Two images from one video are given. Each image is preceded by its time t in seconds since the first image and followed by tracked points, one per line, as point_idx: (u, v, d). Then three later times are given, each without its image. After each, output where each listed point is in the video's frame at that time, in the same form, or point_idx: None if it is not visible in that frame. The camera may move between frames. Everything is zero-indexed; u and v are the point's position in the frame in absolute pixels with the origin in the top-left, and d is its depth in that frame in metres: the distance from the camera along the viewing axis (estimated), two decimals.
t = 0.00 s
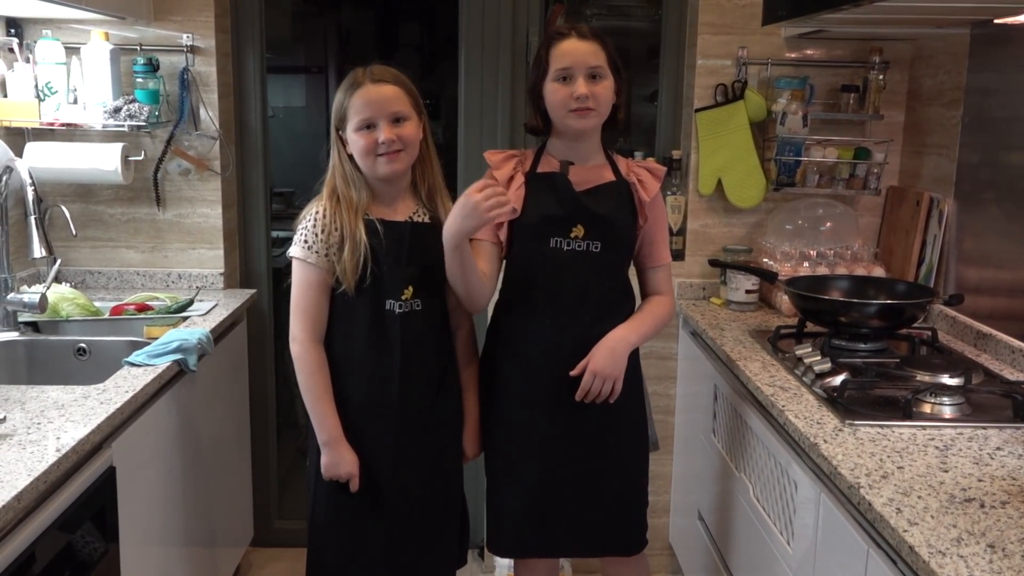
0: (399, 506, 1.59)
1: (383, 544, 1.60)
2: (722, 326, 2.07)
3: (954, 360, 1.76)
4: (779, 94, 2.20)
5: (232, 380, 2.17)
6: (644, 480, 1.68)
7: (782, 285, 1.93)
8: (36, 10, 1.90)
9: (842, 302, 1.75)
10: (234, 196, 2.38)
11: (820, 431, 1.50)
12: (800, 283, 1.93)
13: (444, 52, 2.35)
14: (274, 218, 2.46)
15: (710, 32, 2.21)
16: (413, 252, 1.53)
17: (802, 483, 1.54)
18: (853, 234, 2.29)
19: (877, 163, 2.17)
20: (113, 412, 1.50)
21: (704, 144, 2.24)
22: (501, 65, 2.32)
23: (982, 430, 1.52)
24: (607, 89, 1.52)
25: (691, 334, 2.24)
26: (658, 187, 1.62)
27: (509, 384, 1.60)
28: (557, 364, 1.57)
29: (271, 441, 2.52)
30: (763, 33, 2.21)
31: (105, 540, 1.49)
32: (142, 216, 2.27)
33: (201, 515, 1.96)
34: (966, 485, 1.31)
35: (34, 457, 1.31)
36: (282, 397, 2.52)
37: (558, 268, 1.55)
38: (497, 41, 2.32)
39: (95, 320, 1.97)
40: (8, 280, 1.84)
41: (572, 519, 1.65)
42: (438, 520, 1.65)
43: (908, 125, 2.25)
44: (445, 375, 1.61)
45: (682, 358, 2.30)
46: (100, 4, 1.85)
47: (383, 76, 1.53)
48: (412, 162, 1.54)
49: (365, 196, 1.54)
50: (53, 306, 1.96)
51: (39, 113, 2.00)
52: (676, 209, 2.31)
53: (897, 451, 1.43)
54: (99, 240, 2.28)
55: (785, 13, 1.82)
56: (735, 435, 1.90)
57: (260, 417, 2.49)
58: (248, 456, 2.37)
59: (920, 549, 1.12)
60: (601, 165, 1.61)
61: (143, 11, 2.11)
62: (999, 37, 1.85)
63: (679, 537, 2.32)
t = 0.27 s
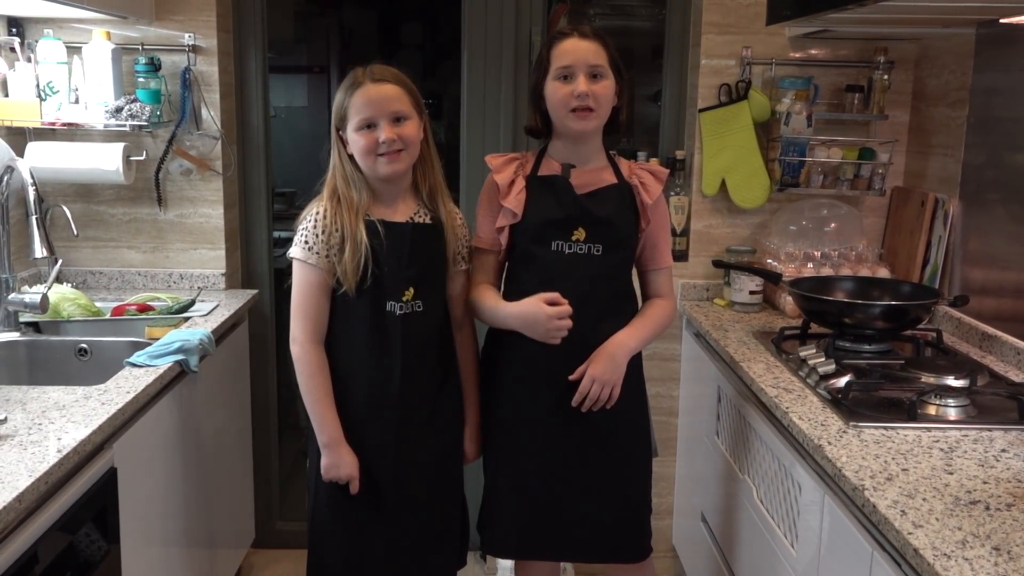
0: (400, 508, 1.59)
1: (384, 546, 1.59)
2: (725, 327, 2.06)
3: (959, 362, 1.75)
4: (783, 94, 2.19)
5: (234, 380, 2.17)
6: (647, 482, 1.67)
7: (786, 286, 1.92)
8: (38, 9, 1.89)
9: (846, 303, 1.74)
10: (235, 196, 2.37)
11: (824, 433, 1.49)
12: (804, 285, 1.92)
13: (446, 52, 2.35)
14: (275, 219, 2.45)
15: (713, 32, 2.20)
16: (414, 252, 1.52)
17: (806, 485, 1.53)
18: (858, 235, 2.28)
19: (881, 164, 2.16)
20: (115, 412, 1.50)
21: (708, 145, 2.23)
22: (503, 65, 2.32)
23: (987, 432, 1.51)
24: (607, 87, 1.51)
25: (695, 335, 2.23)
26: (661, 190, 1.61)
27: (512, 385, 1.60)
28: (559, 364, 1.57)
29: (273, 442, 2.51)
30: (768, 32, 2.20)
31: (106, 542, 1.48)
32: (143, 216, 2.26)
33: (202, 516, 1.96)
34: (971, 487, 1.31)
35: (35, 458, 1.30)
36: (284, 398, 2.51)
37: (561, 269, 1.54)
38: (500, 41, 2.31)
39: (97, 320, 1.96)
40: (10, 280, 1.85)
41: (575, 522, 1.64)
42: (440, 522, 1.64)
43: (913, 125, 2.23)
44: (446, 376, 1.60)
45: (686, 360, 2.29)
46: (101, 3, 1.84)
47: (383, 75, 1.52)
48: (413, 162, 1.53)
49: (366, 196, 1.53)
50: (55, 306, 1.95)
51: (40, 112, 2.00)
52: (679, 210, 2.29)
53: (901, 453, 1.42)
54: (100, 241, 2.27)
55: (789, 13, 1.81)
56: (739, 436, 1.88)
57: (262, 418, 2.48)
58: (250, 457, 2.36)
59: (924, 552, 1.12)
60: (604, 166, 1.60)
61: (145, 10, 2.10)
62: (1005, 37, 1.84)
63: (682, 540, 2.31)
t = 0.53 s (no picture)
0: (401, 510, 1.58)
1: (385, 549, 1.58)
2: (727, 329, 2.05)
3: (962, 362, 1.74)
4: (785, 94, 2.18)
5: (234, 382, 2.16)
6: (650, 485, 1.66)
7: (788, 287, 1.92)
8: (37, 10, 1.89)
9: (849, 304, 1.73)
10: (235, 197, 2.36)
11: (826, 434, 1.49)
12: (806, 285, 1.91)
13: (447, 52, 2.34)
14: (275, 220, 2.44)
15: (715, 31, 2.20)
16: (414, 254, 1.52)
17: (809, 487, 1.52)
18: (860, 236, 2.27)
19: (884, 164, 2.15)
20: (114, 414, 1.49)
21: (709, 145, 2.23)
22: (504, 65, 2.31)
23: (990, 433, 1.51)
24: (614, 90, 1.50)
25: (697, 336, 2.22)
26: (661, 189, 1.60)
27: (513, 387, 1.59)
28: (561, 366, 1.56)
29: (273, 444, 2.50)
30: (769, 32, 2.20)
31: (106, 545, 1.47)
32: (143, 217, 2.26)
33: (202, 519, 1.95)
34: (974, 488, 1.30)
35: (35, 461, 1.30)
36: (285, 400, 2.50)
37: (561, 270, 1.53)
38: (501, 41, 2.30)
39: (96, 323, 1.95)
40: (9, 282, 1.83)
41: (576, 525, 1.63)
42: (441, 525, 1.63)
43: (916, 124, 2.23)
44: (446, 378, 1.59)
45: (688, 361, 2.28)
46: (100, 4, 1.84)
47: (382, 76, 1.51)
48: (413, 163, 1.53)
49: (365, 196, 1.52)
50: (54, 308, 1.95)
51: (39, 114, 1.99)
52: (680, 210, 2.29)
53: (904, 454, 1.41)
54: (99, 242, 2.27)
55: (791, 12, 1.80)
56: (741, 438, 1.88)
57: (262, 420, 2.47)
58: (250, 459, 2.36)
59: (927, 553, 1.11)
60: (606, 167, 1.60)
61: (144, 11, 2.10)
62: (1007, 36, 1.83)
63: (684, 542, 2.30)
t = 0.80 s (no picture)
0: (402, 512, 1.57)
1: (384, 551, 1.58)
2: (729, 330, 2.05)
3: (965, 364, 1.73)
4: (787, 94, 2.16)
5: (233, 383, 2.15)
6: (651, 488, 1.65)
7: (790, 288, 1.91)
8: (36, 9, 1.88)
9: (851, 305, 1.72)
10: (235, 197, 2.36)
11: (829, 436, 1.48)
12: (808, 286, 1.90)
13: (448, 52, 2.33)
14: (275, 220, 2.43)
15: (717, 31, 2.19)
16: (413, 254, 1.51)
17: (811, 488, 1.51)
18: (862, 237, 2.26)
19: (886, 165, 2.14)
20: (113, 415, 1.48)
21: (711, 146, 2.21)
22: (505, 65, 2.30)
23: (993, 435, 1.50)
24: (610, 98, 1.49)
25: (698, 337, 2.21)
26: (662, 190, 1.59)
27: (515, 389, 1.58)
28: (562, 367, 1.55)
29: (273, 445, 2.50)
30: (772, 32, 2.19)
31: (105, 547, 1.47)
32: (142, 217, 2.25)
33: (201, 520, 1.94)
34: (976, 490, 1.29)
35: (33, 461, 1.29)
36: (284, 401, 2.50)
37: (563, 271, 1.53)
38: (502, 40, 2.29)
39: (95, 323, 1.94)
40: (8, 283, 1.82)
41: (577, 528, 1.62)
42: (442, 527, 1.63)
43: (918, 125, 2.22)
44: (447, 379, 1.59)
45: (689, 362, 2.28)
46: (99, 3, 1.83)
47: (382, 75, 1.50)
48: (412, 163, 1.52)
49: (363, 197, 1.52)
50: (52, 308, 1.94)
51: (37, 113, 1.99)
52: (681, 211, 2.28)
53: (906, 455, 1.40)
54: (98, 242, 2.26)
55: (793, 12, 1.79)
56: (743, 440, 1.87)
57: (262, 421, 2.47)
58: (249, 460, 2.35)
59: (929, 556, 1.10)
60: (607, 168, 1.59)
61: (144, 10, 2.09)
62: (1011, 36, 1.83)
63: (686, 543, 2.30)
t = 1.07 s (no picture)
0: (403, 514, 1.57)
1: (386, 553, 1.57)
2: (732, 331, 2.04)
3: (968, 365, 1.72)
4: (790, 94, 2.16)
5: (234, 384, 2.15)
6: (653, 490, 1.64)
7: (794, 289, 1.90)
8: (36, 9, 1.88)
9: (855, 305, 1.71)
10: (235, 198, 2.35)
11: (831, 437, 1.47)
12: (811, 287, 1.90)
13: (449, 52, 2.32)
14: (275, 221, 2.43)
15: (719, 31, 2.18)
16: (412, 255, 1.51)
17: (813, 490, 1.50)
18: (865, 237, 2.26)
19: (889, 165, 2.14)
20: (114, 417, 1.48)
21: (714, 146, 2.21)
22: (507, 65, 2.29)
23: (997, 436, 1.49)
24: (611, 86, 1.48)
25: (700, 338, 2.20)
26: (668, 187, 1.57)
27: (517, 391, 1.58)
28: (565, 369, 1.54)
29: (274, 446, 2.49)
30: (774, 32, 2.18)
31: (105, 549, 1.46)
32: (142, 218, 2.24)
33: (201, 522, 1.94)
34: (980, 492, 1.28)
35: (34, 463, 1.28)
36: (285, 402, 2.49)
37: (567, 272, 1.52)
38: (503, 40, 2.29)
39: (95, 324, 1.93)
40: (8, 284, 1.81)
41: (579, 530, 1.61)
42: (443, 528, 1.62)
43: (921, 125, 2.21)
44: (448, 381, 1.58)
45: (691, 363, 2.27)
46: (99, 3, 1.82)
47: (381, 76, 1.50)
48: (410, 164, 1.51)
49: (361, 197, 1.51)
50: (52, 310, 1.93)
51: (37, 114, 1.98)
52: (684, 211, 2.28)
53: (909, 457, 1.40)
54: (98, 243, 2.25)
55: (795, 12, 1.79)
56: (746, 441, 1.86)
57: (262, 422, 2.46)
58: (250, 462, 2.35)
59: (933, 557, 1.10)
60: (612, 169, 1.58)
61: (144, 10, 2.09)
62: (1015, 36, 1.82)
63: (688, 545, 2.29)
